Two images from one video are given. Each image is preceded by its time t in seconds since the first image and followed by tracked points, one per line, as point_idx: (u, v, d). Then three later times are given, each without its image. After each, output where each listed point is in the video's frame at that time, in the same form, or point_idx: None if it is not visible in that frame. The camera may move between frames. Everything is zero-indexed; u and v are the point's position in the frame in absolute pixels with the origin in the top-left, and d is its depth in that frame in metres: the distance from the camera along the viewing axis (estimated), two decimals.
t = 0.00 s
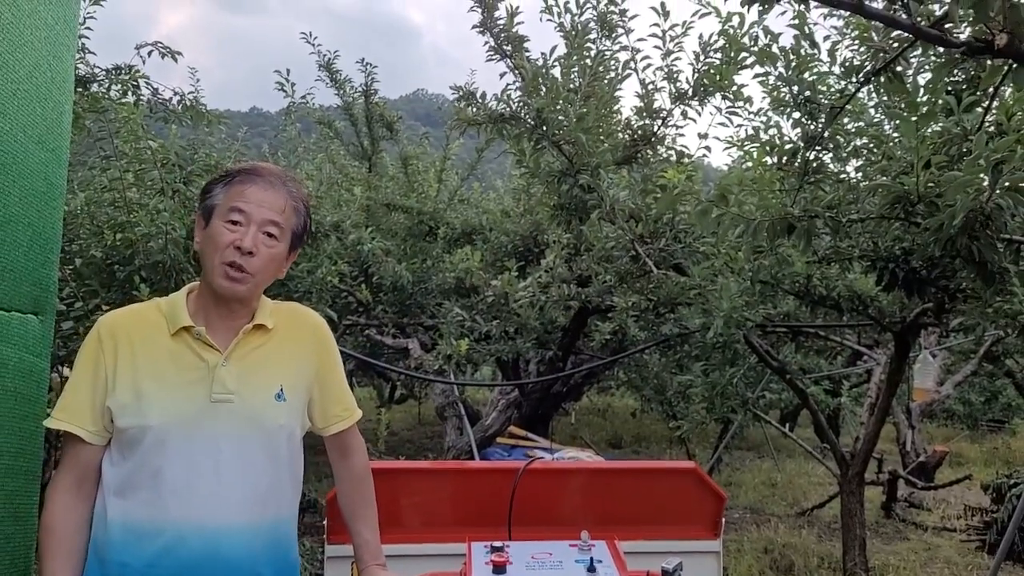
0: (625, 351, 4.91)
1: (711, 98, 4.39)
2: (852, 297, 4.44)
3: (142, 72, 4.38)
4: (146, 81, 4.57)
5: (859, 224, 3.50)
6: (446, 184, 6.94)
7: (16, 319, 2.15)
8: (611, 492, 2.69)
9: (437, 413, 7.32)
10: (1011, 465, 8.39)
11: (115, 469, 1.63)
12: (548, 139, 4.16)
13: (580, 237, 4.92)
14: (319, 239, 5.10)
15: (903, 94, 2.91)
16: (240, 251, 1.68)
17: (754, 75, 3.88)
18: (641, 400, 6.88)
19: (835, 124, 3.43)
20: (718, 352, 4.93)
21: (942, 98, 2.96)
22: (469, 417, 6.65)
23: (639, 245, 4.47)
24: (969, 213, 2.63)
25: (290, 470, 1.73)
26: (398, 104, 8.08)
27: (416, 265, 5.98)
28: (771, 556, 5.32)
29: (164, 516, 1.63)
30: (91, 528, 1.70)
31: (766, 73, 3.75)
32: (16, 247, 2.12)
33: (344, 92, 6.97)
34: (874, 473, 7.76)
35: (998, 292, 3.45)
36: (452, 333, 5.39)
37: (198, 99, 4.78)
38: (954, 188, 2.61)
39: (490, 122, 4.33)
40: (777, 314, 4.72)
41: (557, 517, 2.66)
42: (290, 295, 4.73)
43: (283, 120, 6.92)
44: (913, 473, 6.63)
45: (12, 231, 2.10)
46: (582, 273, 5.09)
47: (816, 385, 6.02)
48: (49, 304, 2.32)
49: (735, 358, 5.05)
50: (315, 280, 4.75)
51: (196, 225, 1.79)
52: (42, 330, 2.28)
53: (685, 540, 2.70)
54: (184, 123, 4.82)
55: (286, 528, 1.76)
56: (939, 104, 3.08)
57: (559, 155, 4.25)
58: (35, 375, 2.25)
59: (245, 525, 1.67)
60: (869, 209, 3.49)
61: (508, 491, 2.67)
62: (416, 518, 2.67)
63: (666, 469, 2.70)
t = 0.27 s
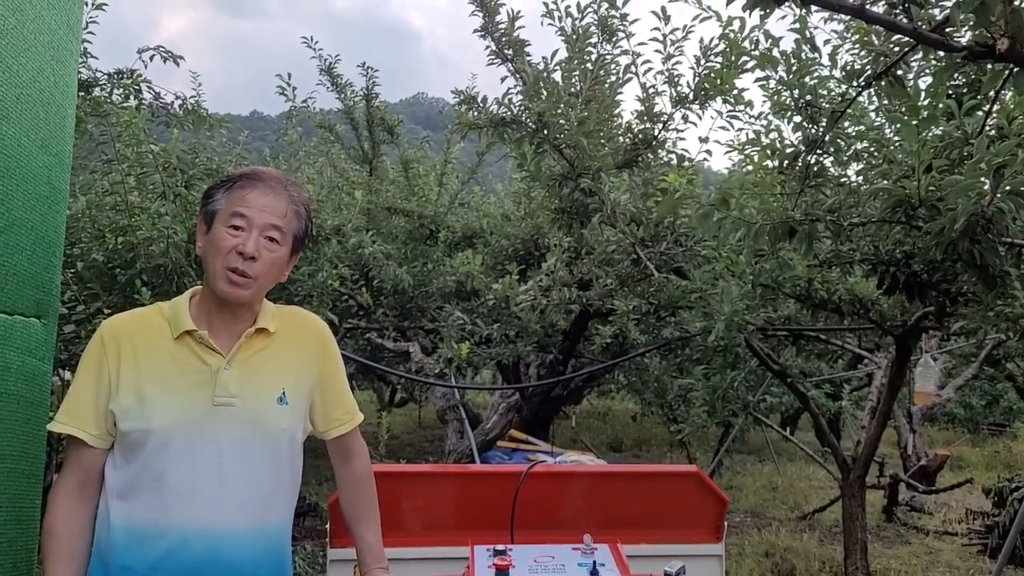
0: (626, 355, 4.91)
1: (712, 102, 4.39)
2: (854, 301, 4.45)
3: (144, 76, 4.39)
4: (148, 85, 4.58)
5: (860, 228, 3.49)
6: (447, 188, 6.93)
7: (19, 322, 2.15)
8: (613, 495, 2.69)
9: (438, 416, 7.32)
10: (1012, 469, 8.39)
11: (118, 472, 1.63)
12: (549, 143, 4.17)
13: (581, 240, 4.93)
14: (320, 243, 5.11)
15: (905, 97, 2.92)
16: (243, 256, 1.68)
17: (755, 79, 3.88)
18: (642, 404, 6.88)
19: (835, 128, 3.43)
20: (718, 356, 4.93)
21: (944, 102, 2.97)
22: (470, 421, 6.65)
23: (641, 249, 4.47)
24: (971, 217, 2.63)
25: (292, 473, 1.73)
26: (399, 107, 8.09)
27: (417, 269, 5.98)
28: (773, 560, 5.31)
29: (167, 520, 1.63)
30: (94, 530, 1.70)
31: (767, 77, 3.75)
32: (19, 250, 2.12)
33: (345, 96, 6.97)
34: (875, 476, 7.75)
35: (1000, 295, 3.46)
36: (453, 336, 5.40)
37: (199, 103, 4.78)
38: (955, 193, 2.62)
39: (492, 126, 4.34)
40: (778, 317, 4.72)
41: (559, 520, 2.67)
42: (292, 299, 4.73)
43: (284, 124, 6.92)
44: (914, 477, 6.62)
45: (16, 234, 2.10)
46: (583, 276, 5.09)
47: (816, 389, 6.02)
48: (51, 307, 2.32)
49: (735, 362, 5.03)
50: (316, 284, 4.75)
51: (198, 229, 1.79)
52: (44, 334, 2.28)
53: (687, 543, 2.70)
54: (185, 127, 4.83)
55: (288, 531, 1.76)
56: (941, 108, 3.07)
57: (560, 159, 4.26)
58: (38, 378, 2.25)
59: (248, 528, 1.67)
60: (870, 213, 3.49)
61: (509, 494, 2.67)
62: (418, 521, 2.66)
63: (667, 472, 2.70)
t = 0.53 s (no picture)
0: (628, 358, 4.91)
1: (715, 106, 4.39)
2: (857, 305, 4.44)
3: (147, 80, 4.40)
4: (151, 89, 4.59)
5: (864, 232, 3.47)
6: (448, 192, 6.92)
7: (23, 325, 2.15)
8: (616, 500, 2.67)
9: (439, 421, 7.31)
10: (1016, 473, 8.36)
11: (121, 475, 1.63)
12: (552, 147, 4.17)
13: (583, 244, 4.93)
14: (322, 246, 5.11)
15: (908, 100, 2.92)
16: (245, 258, 1.68)
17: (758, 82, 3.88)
18: (644, 408, 6.87)
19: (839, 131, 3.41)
20: (722, 360, 4.89)
21: (947, 105, 2.98)
22: (472, 425, 6.64)
23: (643, 252, 4.45)
24: (976, 220, 2.63)
25: (295, 476, 1.72)
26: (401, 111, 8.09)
27: (419, 272, 5.98)
28: (776, 565, 5.29)
29: (170, 523, 1.62)
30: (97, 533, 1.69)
31: (769, 80, 3.75)
32: (24, 253, 2.11)
33: (347, 100, 6.97)
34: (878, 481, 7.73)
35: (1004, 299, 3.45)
36: (455, 340, 5.39)
37: (202, 107, 4.79)
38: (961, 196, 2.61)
39: (494, 130, 4.35)
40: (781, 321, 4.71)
41: (562, 524, 2.65)
42: (294, 303, 4.73)
43: (286, 128, 6.92)
44: (917, 481, 6.60)
45: (21, 237, 2.10)
46: (586, 280, 5.08)
47: (819, 393, 6.01)
48: (56, 311, 2.31)
49: (738, 365, 4.97)
50: (318, 287, 4.75)
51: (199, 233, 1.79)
52: (49, 337, 2.27)
53: (691, 548, 2.69)
54: (188, 131, 4.83)
55: (291, 535, 1.75)
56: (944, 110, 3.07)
57: (562, 163, 4.25)
58: (42, 381, 2.25)
59: (251, 532, 1.66)
60: (874, 216, 3.48)
61: (512, 498, 2.66)
62: (421, 525, 2.66)
63: (671, 477, 2.68)
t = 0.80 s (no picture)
0: (632, 362, 4.90)
1: (718, 109, 4.38)
2: (860, 308, 4.43)
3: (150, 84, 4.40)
4: (154, 93, 4.59)
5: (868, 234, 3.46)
6: (451, 195, 6.91)
7: (25, 329, 2.15)
8: (619, 503, 2.67)
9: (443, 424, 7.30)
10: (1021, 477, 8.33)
11: (121, 479, 1.62)
12: (555, 150, 4.15)
13: (586, 247, 4.93)
14: (325, 250, 5.11)
15: (911, 104, 2.95)
16: (246, 259, 1.67)
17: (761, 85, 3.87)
18: (647, 411, 6.86)
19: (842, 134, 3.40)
20: (725, 363, 4.87)
21: (949, 108, 2.99)
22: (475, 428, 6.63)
23: (646, 256, 4.43)
24: (980, 223, 2.62)
25: (296, 480, 1.72)
26: (403, 114, 8.09)
27: (422, 276, 5.97)
28: (779, 568, 5.28)
29: (170, 526, 1.62)
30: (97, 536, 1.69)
31: (772, 83, 3.74)
32: (27, 257, 2.11)
33: (349, 103, 6.98)
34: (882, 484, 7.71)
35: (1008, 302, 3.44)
36: (458, 343, 5.39)
37: (205, 110, 4.80)
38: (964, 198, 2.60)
39: (497, 133, 4.35)
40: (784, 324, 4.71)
41: (565, 528, 2.65)
42: (297, 306, 4.73)
43: (289, 131, 6.93)
44: (921, 485, 6.59)
45: (23, 241, 2.10)
46: (588, 283, 5.07)
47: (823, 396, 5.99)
48: (59, 314, 2.31)
49: (741, 369, 5.01)
50: (321, 290, 4.75)
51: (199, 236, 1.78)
52: (52, 340, 2.27)
53: (696, 552, 2.68)
54: (191, 135, 4.84)
55: (292, 539, 1.75)
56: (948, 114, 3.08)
57: (565, 166, 4.25)
58: (45, 385, 2.25)
59: (251, 536, 1.66)
60: (877, 218, 3.47)
61: (515, 502, 2.65)
62: (424, 528, 2.65)
63: (675, 481, 2.68)
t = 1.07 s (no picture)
0: (633, 362, 4.90)
1: (718, 109, 4.39)
2: (861, 308, 4.44)
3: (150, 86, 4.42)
4: (155, 95, 4.61)
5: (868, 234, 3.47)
6: (453, 197, 6.91)
7: (24, 331, 2.15)
8: (619, 504, 2.67)
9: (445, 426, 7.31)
10: None
11: (117, 480, 1.63)
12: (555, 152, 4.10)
13: (588, 248, 4.93)
14: (327, 252, 5.12)
15: (911, 103, 2.95)
16: (244, 261, 1.68)
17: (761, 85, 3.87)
18: (649, 412, 6.86)
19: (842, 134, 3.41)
20: (726, 364, 4.88)
21: (950, 110, 3.03)
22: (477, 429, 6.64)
23: (647, 257, 4.40)
24: (979, 223, 2.63)
25: (292, 482, 1.73)
26: (405, 116, 8.10)
27: (423, 277, 5.98)
28: (781, 569, 5.27)
29: (166, 527, 1.63)
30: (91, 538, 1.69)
31: (773, 83, 3.75)
32: (25, 260, 2.12)
33: (350, 105, 6.99)
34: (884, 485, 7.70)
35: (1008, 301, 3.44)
36: (459, 344, 5.40)
37: (206, 112, 4.81)
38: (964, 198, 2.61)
39: (497, 134, 4.36)
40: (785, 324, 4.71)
41: (565, 529, 2.65)
42: (298, 308, 4.74)
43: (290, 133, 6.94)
44: (923, 485, 6.58)
45: (21, 244, 2.10)
46: (590, 285, 5.08)
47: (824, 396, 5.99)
48: (57, 317, 2.32)
49: (743, 370, 5.02)
50: (322, 292, 4.77)
51: (196, 237, 1.78)
52: (50, 343, 2.28)
53: (696, 552, 2.68)
54: (192, 137, 4.86)
55: (287, 540, 1.76)
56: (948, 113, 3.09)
57: (566, 167, 4.25)
58: (43, 387, 2.25)
59: (248, 538, 1.67)
60: (878, 218, 3.46)
61: (515, 503, 2.66)
62: (423, 529, 2.65)
63: (674, 481, 2.68)
